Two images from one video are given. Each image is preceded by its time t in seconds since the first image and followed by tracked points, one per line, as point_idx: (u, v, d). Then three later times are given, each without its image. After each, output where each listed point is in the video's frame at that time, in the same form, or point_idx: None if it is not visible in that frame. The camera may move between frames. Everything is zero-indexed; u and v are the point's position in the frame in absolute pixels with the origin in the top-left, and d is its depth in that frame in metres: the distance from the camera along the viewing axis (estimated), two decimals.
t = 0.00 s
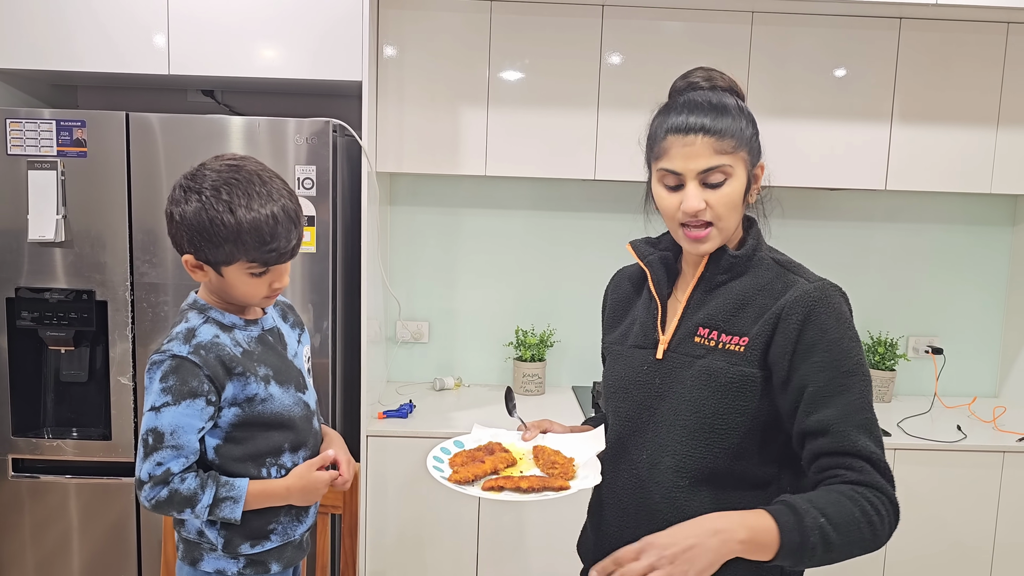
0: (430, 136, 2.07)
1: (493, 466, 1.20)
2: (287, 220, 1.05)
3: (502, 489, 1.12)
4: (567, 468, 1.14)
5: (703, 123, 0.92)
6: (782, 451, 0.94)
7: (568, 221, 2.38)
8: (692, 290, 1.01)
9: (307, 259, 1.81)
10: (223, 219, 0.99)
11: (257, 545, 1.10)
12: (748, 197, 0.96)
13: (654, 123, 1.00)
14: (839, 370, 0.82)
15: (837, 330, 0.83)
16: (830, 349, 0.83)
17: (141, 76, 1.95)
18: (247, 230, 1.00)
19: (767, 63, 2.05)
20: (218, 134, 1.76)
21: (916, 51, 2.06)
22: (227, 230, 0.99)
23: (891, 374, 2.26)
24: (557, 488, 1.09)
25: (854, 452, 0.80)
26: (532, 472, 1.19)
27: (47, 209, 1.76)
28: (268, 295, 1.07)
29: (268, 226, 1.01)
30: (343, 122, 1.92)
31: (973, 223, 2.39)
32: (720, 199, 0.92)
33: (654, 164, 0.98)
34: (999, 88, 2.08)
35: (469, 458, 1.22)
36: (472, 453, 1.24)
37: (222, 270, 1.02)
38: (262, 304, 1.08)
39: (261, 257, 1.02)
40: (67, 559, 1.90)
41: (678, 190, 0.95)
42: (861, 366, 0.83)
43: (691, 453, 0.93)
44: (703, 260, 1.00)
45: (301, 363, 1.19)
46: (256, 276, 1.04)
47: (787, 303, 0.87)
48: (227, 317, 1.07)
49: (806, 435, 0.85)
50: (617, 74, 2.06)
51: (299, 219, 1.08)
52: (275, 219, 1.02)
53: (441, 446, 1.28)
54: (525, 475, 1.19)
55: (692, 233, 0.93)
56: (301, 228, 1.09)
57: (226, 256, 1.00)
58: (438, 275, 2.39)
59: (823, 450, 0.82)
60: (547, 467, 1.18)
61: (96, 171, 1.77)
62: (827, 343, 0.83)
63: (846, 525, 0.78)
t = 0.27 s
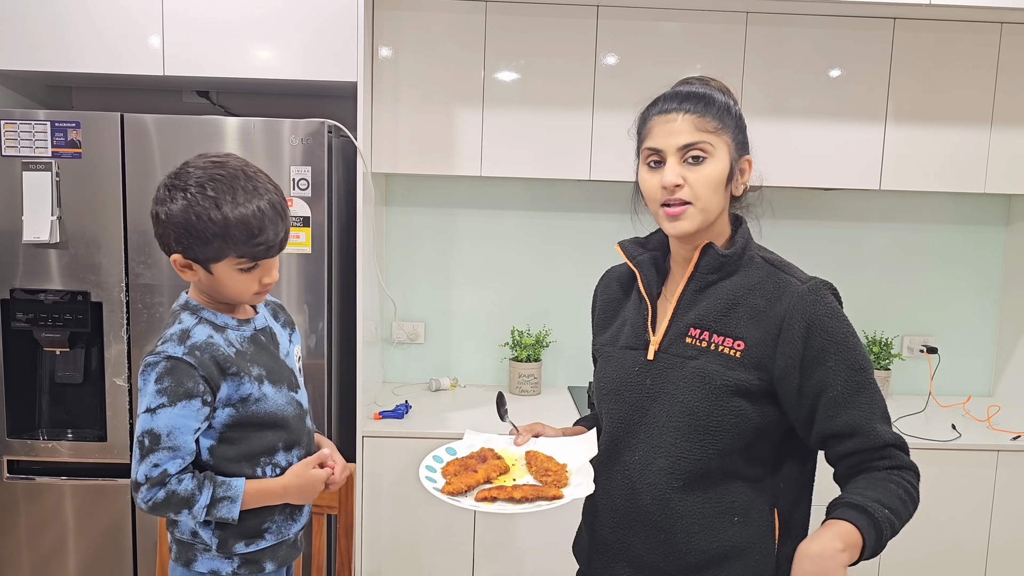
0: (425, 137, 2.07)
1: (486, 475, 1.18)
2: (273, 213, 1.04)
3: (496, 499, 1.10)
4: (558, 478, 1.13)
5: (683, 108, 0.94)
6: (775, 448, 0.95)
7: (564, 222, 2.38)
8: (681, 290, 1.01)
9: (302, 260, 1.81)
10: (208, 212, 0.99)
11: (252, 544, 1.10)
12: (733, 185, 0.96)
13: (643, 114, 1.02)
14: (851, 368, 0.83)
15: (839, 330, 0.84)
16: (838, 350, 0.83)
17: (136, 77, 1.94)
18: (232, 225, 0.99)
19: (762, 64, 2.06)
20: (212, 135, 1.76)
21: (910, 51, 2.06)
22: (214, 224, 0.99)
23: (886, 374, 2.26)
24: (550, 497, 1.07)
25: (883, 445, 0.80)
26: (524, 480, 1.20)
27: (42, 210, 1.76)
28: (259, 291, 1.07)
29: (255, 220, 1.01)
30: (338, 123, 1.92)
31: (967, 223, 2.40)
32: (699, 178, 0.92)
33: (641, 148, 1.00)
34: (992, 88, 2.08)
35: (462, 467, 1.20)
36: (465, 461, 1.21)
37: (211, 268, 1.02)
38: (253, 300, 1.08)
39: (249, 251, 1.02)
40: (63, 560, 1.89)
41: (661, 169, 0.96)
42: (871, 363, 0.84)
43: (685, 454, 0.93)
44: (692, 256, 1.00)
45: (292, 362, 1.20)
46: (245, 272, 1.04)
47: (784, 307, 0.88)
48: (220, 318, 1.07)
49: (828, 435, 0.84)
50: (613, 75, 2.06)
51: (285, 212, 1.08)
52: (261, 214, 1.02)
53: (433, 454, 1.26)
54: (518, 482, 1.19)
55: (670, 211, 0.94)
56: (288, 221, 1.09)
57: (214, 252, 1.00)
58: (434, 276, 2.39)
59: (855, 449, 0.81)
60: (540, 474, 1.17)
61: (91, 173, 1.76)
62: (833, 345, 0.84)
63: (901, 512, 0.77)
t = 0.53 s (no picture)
0: (423, 138, 2.07)
1: (483, 476, 1.16)
2: (260, 210, 1.05)
3: (495, 501, 1.08)
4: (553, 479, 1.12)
5: (709, 114, 0.93)
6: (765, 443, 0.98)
7: (561, 222, 2.39)
8: (676, 290, 1.01)
9: (299, 260, 1.82)
10: (195, 214, 0.99)
11: (249, 543, 1.10)
12: (736, 203, 0.97)
13: (668, 107, 1.00)
14: (841, 370, 0.89)
15: (833, 331, 0.89)
16: (832, 352, 0.88)
17: (134, 78, 1.94)
18: (219, 224, 1.00)
19: (759, 64, 2.06)
20: (210, 136, 1.76)
21: (906, 52, 2.07)
22: (199, 225, 0.99)
23: (883, 373, 2.27)
24: (549, 497, 1.06)
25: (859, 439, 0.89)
26: (520, 480, 1.18)
27: (39, 211, 1.76)
28: (253, 288, 1.07)
29: (242, 217, 1.01)
30: (335, 123, 1.92)
31: (964, 223, 2.41)
32: (706, 187, 0.92)
33: (657, 141, 0.99)
34: (988, 88, 2.09)
35: (457, 469, 1.19)
36: (460, 463, 1.20)
37: (202, 268, 1.02)
38: (247, 298, 1.09)
39: (237, 248, 1.02)
40: (61, 561, 1.89)
41: (672, 168, 0.96)
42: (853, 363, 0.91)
43: (684, 453, 0.94)
44: (688, 257, 0.99)
45: (288, 362, 1.20)
46: (236, 270, 1.04)
47: (784, 308, 0.90)
48: (217, 317, 1.07)
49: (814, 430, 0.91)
50: (610, 75, 2.07)
51: (272, 208, 1.08)
52: (247, 211, 1.02)
53: (425, 457, 1.24)
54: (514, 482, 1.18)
55: (670, 212, 0.95)
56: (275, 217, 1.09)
57: (202, 253, 1.01)
58: (431, 276, 2.39)
59: (838, 444, 0.89)
60: (536, 474, 1.16)
61: (88, 173, 1.76)
62: (828, 348, 0.88)
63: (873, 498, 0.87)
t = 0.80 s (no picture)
0: (424, 138, 2.07)
1: (501, 467, 1.08)
2: (257, 209, 1.05)
3: (516, 492, 1.01)
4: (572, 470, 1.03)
5: (715, 123, 0.93)
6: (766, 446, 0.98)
7: (562, 223, 2.39)
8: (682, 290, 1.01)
9: (301, 262, 1.82)
10: (192, 216, 0.99)
11: (248, 544, 1.10)
12: (747, 204, 0.97)
13: (669, 115, 1.00)
14: (843, 375, 0.88)
15: (836, 336, 0.88)
16: (835, 356, 0.88)
17: (136, 79, 1.95)
18: (217, 225, 1.00)
19: (760, 64, 2.06)
20: (211, 137, 1.76)
21: (907, 52, 2.07)
22: (197, 226, 0.99)
23: (884, 373, 2.27)
24: (571, 489, 0.98)
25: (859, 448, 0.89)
26: (536, 472, 1.08)
27: (41, 213, 1.76)
28: (254, 286, 1.08)
29: (239, 216, 1.02)
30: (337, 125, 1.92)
31: (964, 223, 2.41)
32: (721, 197, 0.93)
33: (662, 152, 0.99)
34: (989, 88, 2.09)
35: (474, 461, 1.10)
36: (475, 455, 1.12)
37: (202, 268, 1.02)
38: (248, 297, 1.09)
39: (235, 245, 1.02)
40: (62, 563, 1.89)
41: (681, 180, 0.96)
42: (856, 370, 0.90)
43: (685, 452, 0.94)
44: (694, 260, 1.00)
45: (288, 363, 1.20)
46: (236, 268, 1.04)
47: (788, 311, 0.90)
48: (218, 318, 1.07)
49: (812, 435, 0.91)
50: (610, 76, 2.07)
51: (268, 205, 1.09)
52: (243, 210, 1.03)
53: (438, 448, 1.15)
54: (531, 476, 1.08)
55: (688, 224, 0.95)
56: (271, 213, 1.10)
57: (201, 254, 1.01)
58: (432, 277, 2.40)
59: (836, 450, 0.89)
60: (552, 468, 1.06)
61: (90, 175, 1.77)
62: (831, 352, 0.88)
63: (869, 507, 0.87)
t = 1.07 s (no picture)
0: (425, 139, 2.07)
1: (528, 474, 1.04)
2: (256, 203, 1.07)
3: (546, 497, 0.97)
4: (600, 472, 0.99)
5: (709, 124, 0.93)
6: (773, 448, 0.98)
7: (564, 224, 2.39)
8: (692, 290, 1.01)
9: (302, 263, 1.82)
10: (197, 218, 1.01)
11: (245, 546, 1.10)
12: (750, 201, 0.97)
13: (665, 122, 1.00)
14: (850, 378, 0.89)
15: (845, 339, 0.88)
16: (843, 359, 0.88)
17: (137, 81, 1.95)
18: (223, 225, 1.02)
19: (760, 65, 2.06)
20: (212, 138, 1.76)
21: (908, 52, 2.07)
22: (210, 223, 1.01)
23: (886, 374, 2.27)
24: (601, 489, 0.94)
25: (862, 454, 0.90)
26: (563, 476, 1.04)
27: (42, 215, 1.76)
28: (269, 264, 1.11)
29: (242, 212, 1.04)
30: (338, 126, 1.92)
31: (966, 223, 2.41)
32: (720, 197, 0.93)
33: (660, 160, 0.99)
34: (990, 88, 2.09)
35: (500, 469, 1.05)
36: (500, 463, 1.07)
37: (224, 261, 1.04)
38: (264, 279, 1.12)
39: (250, 227, 1.06)
40: (64, 564, 1.90)
41: (680, 185, 0.96)
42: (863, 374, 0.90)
43: (690, 451, 0.93)
44: (703, 261, 1.00)
45: (286, 366, 1.20)
46: (253, 250, 1.07)
47: (796, 312, 0.90)
48: (219, 321, 1.07)
49: (815, 438, 0.92)
50: (611, 77, 2.07)
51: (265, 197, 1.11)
52: (244, 206, 1.05)
53: (462, 458, 1.09)
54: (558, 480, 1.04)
55: (691, 228, 0.95)
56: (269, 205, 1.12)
57: (220, 247, 1.03)
58: (433, 278, 2.40)
59: (839, 453, 0.90)
60: (578, 469, 1.03)
61: (91, 177, 1.77)
62: (840, 355, 0.88)
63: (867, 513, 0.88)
